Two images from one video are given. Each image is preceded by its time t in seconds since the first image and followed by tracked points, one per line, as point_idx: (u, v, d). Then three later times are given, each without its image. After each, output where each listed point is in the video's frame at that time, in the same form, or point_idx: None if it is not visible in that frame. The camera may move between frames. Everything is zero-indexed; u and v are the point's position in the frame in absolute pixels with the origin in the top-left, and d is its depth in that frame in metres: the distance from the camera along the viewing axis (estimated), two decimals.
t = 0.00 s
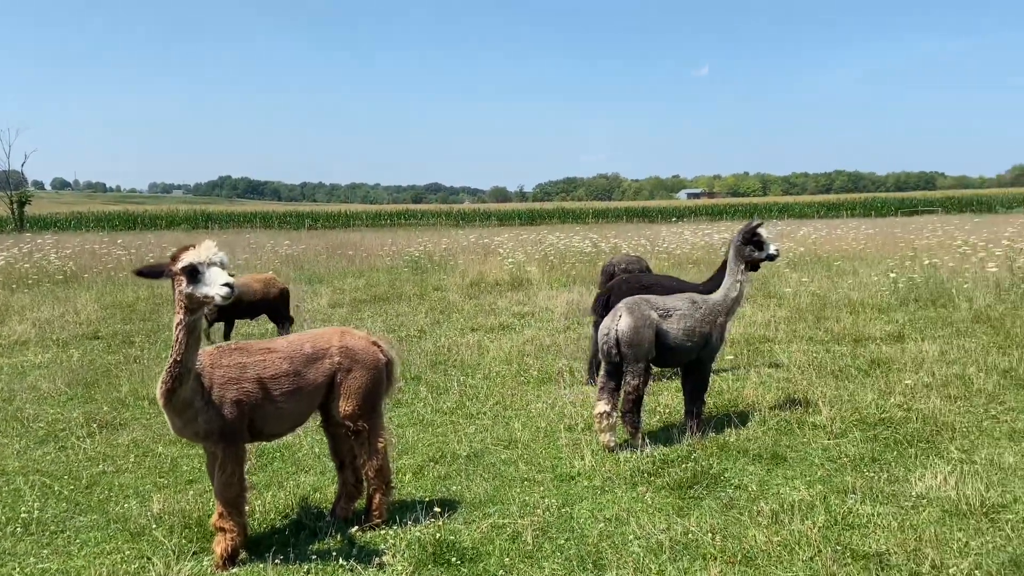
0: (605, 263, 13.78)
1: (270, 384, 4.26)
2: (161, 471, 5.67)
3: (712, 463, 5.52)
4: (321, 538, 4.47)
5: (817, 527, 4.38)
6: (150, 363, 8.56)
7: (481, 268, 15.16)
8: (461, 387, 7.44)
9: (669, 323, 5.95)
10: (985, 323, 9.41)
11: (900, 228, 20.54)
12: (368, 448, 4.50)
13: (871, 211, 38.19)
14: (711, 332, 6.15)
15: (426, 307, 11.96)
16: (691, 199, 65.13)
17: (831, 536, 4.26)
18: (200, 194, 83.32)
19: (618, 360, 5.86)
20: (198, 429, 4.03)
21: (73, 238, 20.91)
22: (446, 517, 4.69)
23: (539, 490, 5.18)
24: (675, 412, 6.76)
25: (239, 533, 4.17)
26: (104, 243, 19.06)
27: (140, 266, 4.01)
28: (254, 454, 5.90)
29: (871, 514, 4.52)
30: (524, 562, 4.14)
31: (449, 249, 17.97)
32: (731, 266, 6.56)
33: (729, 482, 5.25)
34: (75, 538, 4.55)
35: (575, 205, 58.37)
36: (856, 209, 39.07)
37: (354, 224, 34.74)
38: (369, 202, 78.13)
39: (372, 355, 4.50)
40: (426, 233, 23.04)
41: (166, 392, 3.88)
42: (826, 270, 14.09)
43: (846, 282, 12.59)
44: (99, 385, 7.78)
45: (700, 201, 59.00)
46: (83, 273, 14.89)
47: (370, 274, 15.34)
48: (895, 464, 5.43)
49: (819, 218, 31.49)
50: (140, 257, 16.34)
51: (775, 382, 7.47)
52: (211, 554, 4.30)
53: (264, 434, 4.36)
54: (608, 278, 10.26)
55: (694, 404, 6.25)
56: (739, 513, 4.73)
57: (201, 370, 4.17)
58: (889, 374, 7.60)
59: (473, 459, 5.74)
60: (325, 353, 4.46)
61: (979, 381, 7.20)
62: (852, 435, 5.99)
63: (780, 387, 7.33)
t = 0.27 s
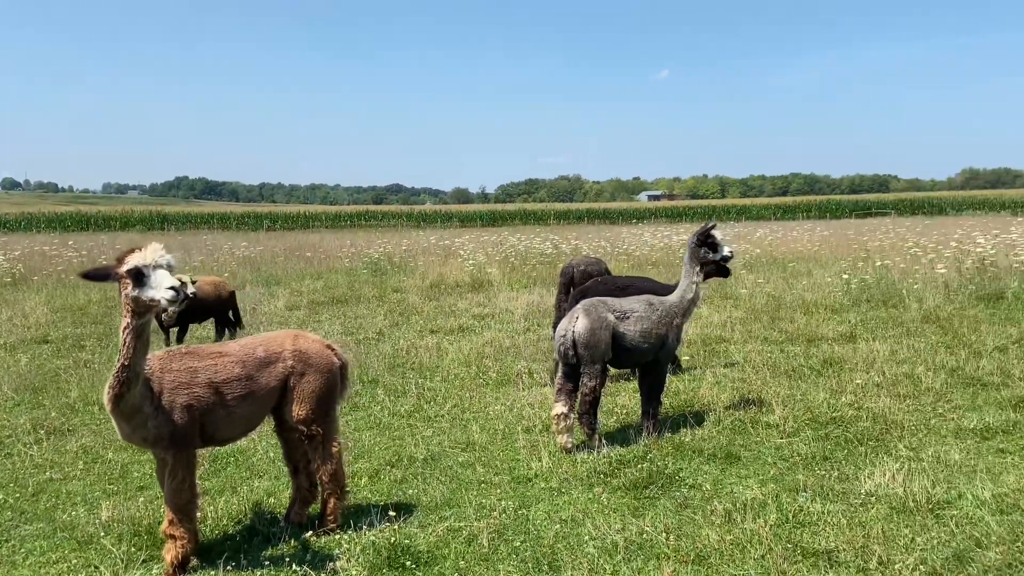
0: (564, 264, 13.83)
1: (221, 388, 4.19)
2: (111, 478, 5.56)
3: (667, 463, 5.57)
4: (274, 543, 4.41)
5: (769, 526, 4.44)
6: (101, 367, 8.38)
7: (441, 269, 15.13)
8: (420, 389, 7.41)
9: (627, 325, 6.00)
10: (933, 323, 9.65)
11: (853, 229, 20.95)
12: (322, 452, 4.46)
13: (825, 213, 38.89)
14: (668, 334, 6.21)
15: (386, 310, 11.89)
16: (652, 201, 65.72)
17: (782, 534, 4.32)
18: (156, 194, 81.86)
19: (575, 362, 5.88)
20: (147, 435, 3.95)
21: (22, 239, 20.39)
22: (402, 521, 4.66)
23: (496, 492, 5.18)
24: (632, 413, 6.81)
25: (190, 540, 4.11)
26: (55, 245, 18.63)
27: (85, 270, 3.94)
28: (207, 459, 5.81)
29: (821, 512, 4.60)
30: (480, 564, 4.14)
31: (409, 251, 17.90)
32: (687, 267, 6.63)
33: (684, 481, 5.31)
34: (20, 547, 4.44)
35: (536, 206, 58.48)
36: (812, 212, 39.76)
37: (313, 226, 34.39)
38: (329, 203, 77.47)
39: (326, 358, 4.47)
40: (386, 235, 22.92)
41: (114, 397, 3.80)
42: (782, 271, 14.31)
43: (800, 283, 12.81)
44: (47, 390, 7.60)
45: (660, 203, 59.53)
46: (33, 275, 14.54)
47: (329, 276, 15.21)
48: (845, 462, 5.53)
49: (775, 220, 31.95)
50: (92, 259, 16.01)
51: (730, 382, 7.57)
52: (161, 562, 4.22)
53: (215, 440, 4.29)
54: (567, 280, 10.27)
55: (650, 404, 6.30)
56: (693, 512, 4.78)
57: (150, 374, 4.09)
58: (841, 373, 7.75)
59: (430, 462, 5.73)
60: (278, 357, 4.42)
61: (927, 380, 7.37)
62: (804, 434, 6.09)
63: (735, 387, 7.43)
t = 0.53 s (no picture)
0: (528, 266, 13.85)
1: (174, 392, 4.13)
2: (62, 484, 5.44)
3: (626, 463, 5.61)
4: (228, 549, 4.36)
5: (724, 524, 4.49)
6: (54, 372, 8.21)
7: (404, 271, 15.07)
8: (380, 392, 7.37)
9: (586, 327, 6.02)
10: (888, 324, 9.83)
11: (812, 232, 21.27)
12: (277, 456, 4.42)
13: (786, 215, 39.47)
14: (628, 335, 6.25)
15: (348, 312, 11.81)
16: (617, 202, 66.13)
17: (736, 533, 4.38)
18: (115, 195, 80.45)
19: (535, 364, 5.87)
20: (97, 440, 3.88)
21: None
22: (359, 525, 4.64)
23: (455, 494, 5.17)
24: (592, 414, 6.84)
25: (142, 546, 4.04)
26: (9, 247, 18.22)
27: (28, 272, 3.88)
28: (162, 464, 5.72)
29: (775, 510, 4.67)
30: (437, 567, 4.13)
31: (372, 252, 17.80)
32: (646, 270, 6.70)
33: (642, 481, 5.35)
34: None
35: (502, 208, 58.52)
36: (773, 214, 40.33)
37: (275, 227, 34.06)
38: (293, 204, 76.75)
39: (281, 361, 4.43)
40: (349, 236, 22.77)
41: (61, 402, 3.72)
42: (742, 272, 14.48)
43: (760, 284, 12.97)
44: None
45: (625, 205, 59.90)
46: None
47: (290, 278, 15.06)
48: (800, 461, 5.62)
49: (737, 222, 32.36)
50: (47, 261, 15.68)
51: (689, 383, 7.64)
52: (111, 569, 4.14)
53: (168, 444, 4.23)
54: (530, 282, 10.25)
55: (610, 405, 6.33)
56: (650, 512, 4.82)
57: (100, 378, 4.02)
58: (797, 373, 7.87)
59: (389, 466, 5.70)
60: (232, 360, 4.36)
61: (881, 379, 7.51)
62: (761, 433, 6.17)
63: (694, 387, 7.50)
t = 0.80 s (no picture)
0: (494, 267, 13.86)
1: (129, 395, 4.07)
2: (14, 489, 5.34)
3: (588, 464, 5.63)
4: (184, 554, 4.31)
5: (683, 524, 4.53)
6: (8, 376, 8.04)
7: (370, 272, 14.99)
8: (343, 394, 7.33)
9: (549, 328, 6.02)
10: (848, 324, 9.98)
11: (777, 234, 21.52)
12: (235, 459, 4.38)
13: (751, 217, 39.98)
14: (590, 336, 6.27)
15: (312, 314, 11.72)
16: (585, 205, 66.37)
17: (695, 532, 4.41)
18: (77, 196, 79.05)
19: (498, 365, 5.85)
20: (48, 445, 3.80)
21: None
22: (318, 528, 4.60)
23: (416, 497, 5.15)
24: (555, 415, 6.86)
25: (95, 552, 3.98)
26: None
27: None
28: (118, 469, 5.63)
29: (734, 509, 4.72)
30: (396, 570, 4.11)
31: (338, 254, 17.69)
32: (609, 271, 6.74)
33: (604, 481, 5.37)
34: None
35: (470, 209, 58.43)
36: (738, 216, 40.81)
37: (241, 228, 33.70)
38: (259, 205, 76.03)
39: (239, 363, 4.38)
40: (316, 238, 22.61)
41: (9, 406, 3.64)
42: (707, 274, 14.62)
43: (725, 285, 13.10)
44: None
45: (592, 207, 60.18)
46: None
47: (255, 280, 14.91)
48: (759, 460, 5.68)
49: (703, 224, 32.65)
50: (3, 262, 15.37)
51: (652, 383, 7.69)
52: None
53: (122, 448, 4.16)
54: (497, 283, 10.25)
55: (573, 406, 6.35)
56: (611, 512, 4.84)
57: (52, 381, 3.94)
58: (759, 373, 7.96)
59: (350, 469, 5.66)
60: (189, 362, 4.30)
61: (840, 379, 7.62)
62: (722, 433, 6.24)
63: (657, 387, 7.55)
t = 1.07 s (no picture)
0: (462, 270, 13.85)
1: (83, 399, 4.00)
2: None
3: (552, 465, 5.65)
4: (141, 560, 4.26)
5: (644, 524, 4.56)
6: None
7: (337, 275, 14.91)
8: (307, 398, 7.28)
9: (514, 331, 6.02)
10: (810, 326, 10.12)
11: (743, 236, 21.75)
12: (193, 463, 4.33)
13: (719, 220, 40.37)
14: (554, 339, 6.30)
15: (278, 317, 11.63)
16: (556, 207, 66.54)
17: (656, 532, 4.45)
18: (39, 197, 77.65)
19: (462, 367, 5.84)
20: None
21: None
22: (278, 532, 4.57)
23: (379, 500, 5.13)
24: (520, 416, 6.87)
25: (49, 559, 3.93)
26: None
27: None
28: (75, 475, 5.54)
29: (694, 509, 4.76)
30: (356, 573, 4.10)
31: (306, 256, 17.57)
32: (573, 273, 6.77)
33: (567, 482, 5.40)
34: None
35: (439, 212, 58.33)
36: (706, 219, 41.20)
37: (207, 230, 33.34)
38: (226, 207, 75.24)
39: (198, 366, 4.33)
40: (283, 240, 22.44)
41: None
42: (674, 276, 14.73)
43: (691, 287, 13.21)
44: None
45: (562, 209, 60.36)
46: None
47: (220, 282, 14.75)
48: (721, 460, 5.74)
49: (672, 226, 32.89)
50: None
51: (617, 385, 7.73)
52: None
53: (77, 453, 4.10)
54: (466, 285, 10.24)
55: (537, 407, 6.37)
56: (573, 513, 4.87)
57: (4, 385, 3.87)
58: (722, 374, 8.04)
59: (313, 472, 5.63)
60: (147, 365, 4.25)
61: (801, 380, 7.72)
62: (684, 433, 6.29)
63: (622, 389, 7.60)
